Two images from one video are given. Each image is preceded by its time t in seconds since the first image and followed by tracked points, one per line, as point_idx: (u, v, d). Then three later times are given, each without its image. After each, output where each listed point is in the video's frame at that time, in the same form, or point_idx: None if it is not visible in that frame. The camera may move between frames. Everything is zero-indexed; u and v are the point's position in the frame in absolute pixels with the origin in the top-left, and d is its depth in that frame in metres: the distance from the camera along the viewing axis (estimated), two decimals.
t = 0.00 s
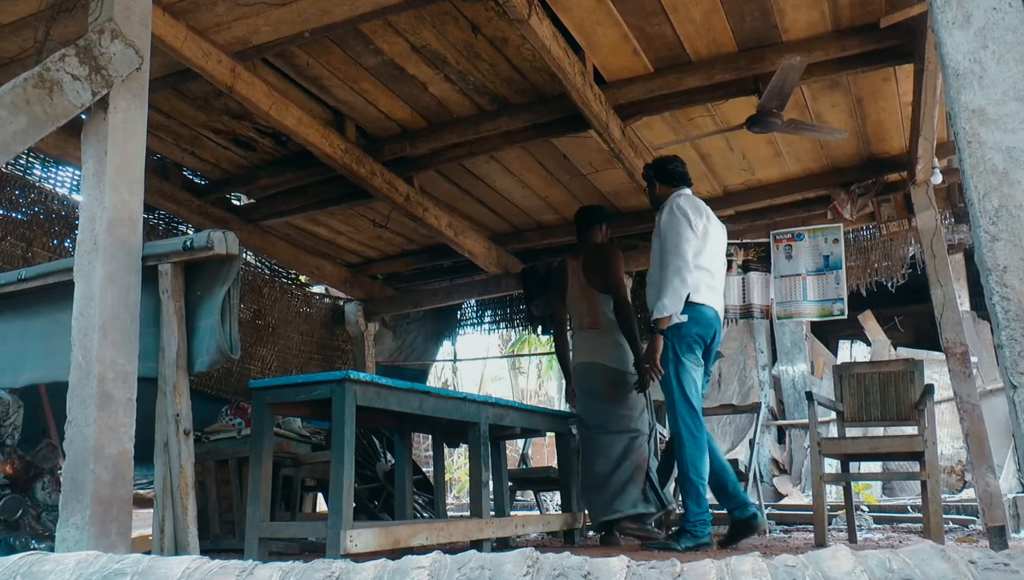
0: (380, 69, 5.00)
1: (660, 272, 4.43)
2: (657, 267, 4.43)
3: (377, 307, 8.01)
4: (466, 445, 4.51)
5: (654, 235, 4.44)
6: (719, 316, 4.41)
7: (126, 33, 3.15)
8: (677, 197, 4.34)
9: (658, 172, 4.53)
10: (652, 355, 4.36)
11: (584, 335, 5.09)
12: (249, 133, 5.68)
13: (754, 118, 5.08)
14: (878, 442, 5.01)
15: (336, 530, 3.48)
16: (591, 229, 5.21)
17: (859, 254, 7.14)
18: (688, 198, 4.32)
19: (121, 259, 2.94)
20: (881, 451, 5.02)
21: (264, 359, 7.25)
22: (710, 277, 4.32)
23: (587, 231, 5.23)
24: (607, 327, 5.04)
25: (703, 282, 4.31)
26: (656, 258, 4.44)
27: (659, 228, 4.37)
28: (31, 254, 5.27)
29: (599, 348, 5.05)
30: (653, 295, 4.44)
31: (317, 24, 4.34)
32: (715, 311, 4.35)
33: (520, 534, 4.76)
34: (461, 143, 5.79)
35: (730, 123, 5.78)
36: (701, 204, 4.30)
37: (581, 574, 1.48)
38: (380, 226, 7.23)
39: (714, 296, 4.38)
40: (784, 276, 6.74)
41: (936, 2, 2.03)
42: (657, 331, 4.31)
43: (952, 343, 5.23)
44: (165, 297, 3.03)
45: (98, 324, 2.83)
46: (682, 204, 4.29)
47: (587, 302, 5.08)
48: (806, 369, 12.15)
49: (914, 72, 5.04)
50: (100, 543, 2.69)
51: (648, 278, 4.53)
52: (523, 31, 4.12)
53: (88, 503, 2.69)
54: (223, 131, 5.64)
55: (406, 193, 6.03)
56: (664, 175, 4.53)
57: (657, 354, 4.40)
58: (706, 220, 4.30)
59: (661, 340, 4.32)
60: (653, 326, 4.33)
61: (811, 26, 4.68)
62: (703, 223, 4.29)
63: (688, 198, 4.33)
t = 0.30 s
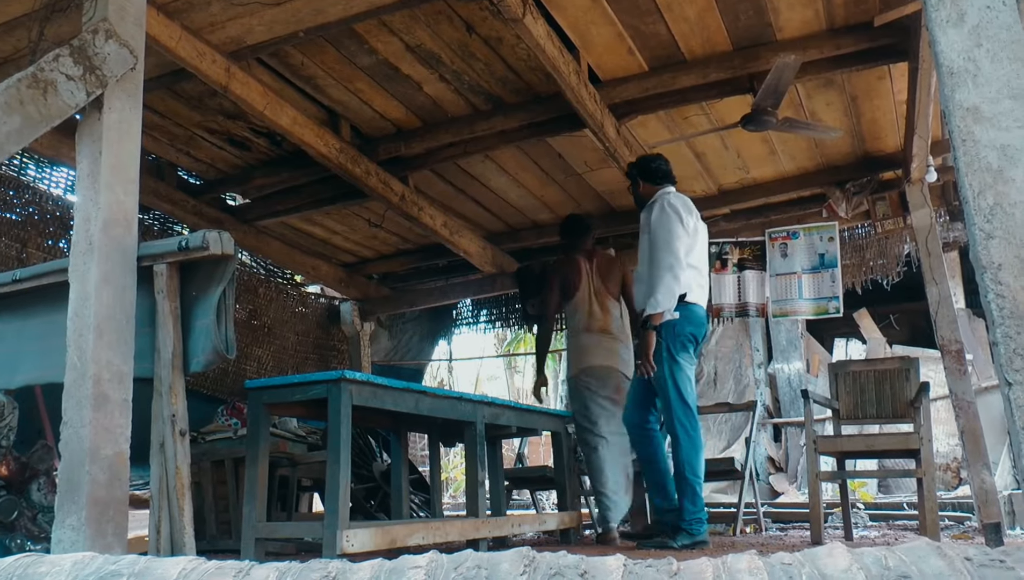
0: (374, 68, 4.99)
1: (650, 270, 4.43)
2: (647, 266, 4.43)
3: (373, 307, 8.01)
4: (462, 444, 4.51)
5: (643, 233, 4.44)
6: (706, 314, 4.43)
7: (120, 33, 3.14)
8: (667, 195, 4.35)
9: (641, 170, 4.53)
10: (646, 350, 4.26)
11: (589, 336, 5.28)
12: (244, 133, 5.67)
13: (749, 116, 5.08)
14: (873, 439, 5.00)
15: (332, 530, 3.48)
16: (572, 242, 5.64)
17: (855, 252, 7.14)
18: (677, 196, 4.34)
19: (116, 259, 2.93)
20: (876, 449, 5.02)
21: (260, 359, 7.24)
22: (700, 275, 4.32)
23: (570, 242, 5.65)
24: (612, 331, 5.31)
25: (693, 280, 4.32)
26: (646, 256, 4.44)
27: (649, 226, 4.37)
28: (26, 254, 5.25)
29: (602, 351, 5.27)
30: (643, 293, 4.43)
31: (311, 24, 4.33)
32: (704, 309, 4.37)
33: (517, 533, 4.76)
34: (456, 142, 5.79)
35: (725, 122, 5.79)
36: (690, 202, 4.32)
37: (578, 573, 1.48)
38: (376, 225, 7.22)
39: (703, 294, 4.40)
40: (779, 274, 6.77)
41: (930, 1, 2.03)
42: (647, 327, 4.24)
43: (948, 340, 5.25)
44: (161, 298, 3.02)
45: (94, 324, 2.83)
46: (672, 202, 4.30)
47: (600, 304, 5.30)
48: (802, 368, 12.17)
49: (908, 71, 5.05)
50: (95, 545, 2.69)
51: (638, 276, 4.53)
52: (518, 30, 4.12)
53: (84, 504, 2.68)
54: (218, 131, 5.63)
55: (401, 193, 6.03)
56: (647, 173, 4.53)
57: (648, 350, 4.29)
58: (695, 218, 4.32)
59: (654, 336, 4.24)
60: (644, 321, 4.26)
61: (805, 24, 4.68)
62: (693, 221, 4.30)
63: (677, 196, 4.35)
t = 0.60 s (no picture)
0: (371, 68, 4.99)
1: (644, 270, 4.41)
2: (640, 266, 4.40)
3: (370, 307, 8.01)
4: (460, 443, 4.51)
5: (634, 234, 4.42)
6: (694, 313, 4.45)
7: (117, 33, 3.14)
8: (656, 195, 4.37)
9: (629, 171, 4.55)
10: (655, 349, 4.13)
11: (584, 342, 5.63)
12: (240, 133, 5.67)
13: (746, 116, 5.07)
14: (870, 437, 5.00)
15: (330, 530, 3.48)
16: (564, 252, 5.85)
17: (852, 252, 7.15)
18: (667, 195, 4.36)
19: (114, 259, 2.93)
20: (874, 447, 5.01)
21: (257, 359, 7.24)
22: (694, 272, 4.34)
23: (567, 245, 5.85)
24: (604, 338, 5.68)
25: (687, 278, 4.33)
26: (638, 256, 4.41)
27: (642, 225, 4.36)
28: (23, 254, 5.24)
29: (595, 356, 5.61)
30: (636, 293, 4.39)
31: (308, 23, 4.33)
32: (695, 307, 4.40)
33: (515, 532, 4.77)
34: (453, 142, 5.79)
35: (722, 121, 5.79)
36: (680, 200, 4.36)
37: (576, 572, 1.48)
38: (373, 225, 7.22)
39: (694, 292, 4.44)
40: (776, 273, 6.76)
41: None
42: (650, 325, 4.19)
43: (945, 339, 5.27)
44: (158, 298, 3.02)
45: (91, 324, 2.83)
46: (664, 201, 4.32)
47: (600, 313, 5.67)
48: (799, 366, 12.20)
49: (905, 70, 5.05)
50: (93, 545, 2.69)
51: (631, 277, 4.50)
52: (515, 30, 4.12)
53: (82, 504, 2.68)
54: (215, 131, 5.63)
55: (398, 192, 6.02)
56: (634, 174, 4.55)
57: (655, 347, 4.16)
58: (686, 216, 4.35)
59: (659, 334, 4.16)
60: (648, 319, 4.19)
61: (802, 24, 4.69)
62: (683, 219, 4.33)
63: (666, 195, 4.38)
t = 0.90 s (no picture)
0: (369, 67, 4.99)
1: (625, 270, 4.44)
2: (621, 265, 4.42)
3: (368, 306, 8.02)
4: (458, 443, 4.51)
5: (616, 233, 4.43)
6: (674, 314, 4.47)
7: (114, 31, 3.14)
8: (639, 196, 4.39)
9: (609, 174, 4.55)
10: (630, 347, 4.19)
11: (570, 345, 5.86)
12: (238, 132, 5.67)
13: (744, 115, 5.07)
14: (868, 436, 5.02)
15: (328, 529, 3.47)
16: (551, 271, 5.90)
17: (850, 251, 7.16)
18: (649, 197, 4.38)
19: (111, 259, 2.93)
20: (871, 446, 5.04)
21: (254, 358, 7.23)
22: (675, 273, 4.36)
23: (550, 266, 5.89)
24: (588, 341, 6.02)
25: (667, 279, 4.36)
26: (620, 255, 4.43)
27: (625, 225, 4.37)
28: (20, 253, 5.23)
29: (584, 359, 5.92)
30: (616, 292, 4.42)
31: (306, 22, 4.32)
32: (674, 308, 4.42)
33: (513, 532, 4.77)
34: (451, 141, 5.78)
35: (720, 121, 5.79)
36: (662, 201, 4.38)
37: (573, 571, 1.48)
38: (371, 224, 7.21)
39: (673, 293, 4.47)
40: (774, 272, 6.78)
41: None
42: (628, 323, 4.23)
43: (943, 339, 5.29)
44: (156, 297, 3.01)
45: (88, 323, 2.82)
46: (646, 201, 4.34)
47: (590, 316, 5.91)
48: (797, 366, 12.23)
49: (902, 70, 5.06)
50: (90, 544, 2.68)
51: (609, 276, 4.53)
52: (513, 29, 4.12)
53: (79, 504, 2.68)
54: (212, 130, 5.62)
55: (396, 191, 6.02)
56: (614, 177, 4.56)
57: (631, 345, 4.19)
58: (667, 217, 4.38)
59: (638, 332, 4.19)
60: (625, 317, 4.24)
61: (800, 23, 4.69)
62: (666, 220, 4.34)
63: (649, 196, 4.40)
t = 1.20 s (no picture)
0: (368, 66, 4.98)
1: (604, 267, 4.46)
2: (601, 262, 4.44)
3: (366, 306, 8.05)
4: (456, 442, 4.50)
5: (598, 231, 4.45)
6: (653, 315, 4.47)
7: (113, 29, 3.14)
8: (622, 195, 4.40)
9: (591, 176, 4.55)
10: (598, 341, 4.21)
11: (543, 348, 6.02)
12: (237, 130, 5.66)
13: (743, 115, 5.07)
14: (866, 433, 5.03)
15: (326, 529, 3.47)
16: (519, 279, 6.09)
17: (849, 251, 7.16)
18: (632, 196, 4.39)
19: (110, 257, 2.93)
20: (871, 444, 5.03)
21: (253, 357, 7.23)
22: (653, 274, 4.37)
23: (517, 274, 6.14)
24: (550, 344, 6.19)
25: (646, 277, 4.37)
26: (600, 253, 4.45)
27: (606, 223, 4.39)
28: (19, 251, 5.22)
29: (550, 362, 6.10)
30: (594, 290, 4.43)
31: (305, 21, 4.32)
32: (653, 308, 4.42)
33: (510, 531, 4.77)
34: (450, 140, 5.78)
35: (718, 121, 5.79)
36: (645, 201, 4.39)
37: (571, 571, 1.48)
38: (370, 222, 7.21)
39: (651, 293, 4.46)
40: (773, 272, 6.77)
41: None
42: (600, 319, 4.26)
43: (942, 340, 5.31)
44: (154, 295, 3.01)
45: (87, 321, 2.82)
46: (628, 201, 4.35)
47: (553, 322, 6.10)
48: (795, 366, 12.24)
49: (901, 70, 5.06)
50: (88, 543, 2.68)
51: (586, 273, 4.54)
52: (513, 28, 4.12)
53: (77, 502, 2.68)
54: (211, 128, 5.62)
55: (395, 190, 6.01)
56: (597, 180, 4.56)
57: (600, 340, 4.22)
58: (650, 217, 4.39)
59: (608, 327, 4.22)
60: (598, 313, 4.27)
61: (800, 23, 4.69)
62: (648, 220, 4.36)
63: (632, 196, 4.41)
